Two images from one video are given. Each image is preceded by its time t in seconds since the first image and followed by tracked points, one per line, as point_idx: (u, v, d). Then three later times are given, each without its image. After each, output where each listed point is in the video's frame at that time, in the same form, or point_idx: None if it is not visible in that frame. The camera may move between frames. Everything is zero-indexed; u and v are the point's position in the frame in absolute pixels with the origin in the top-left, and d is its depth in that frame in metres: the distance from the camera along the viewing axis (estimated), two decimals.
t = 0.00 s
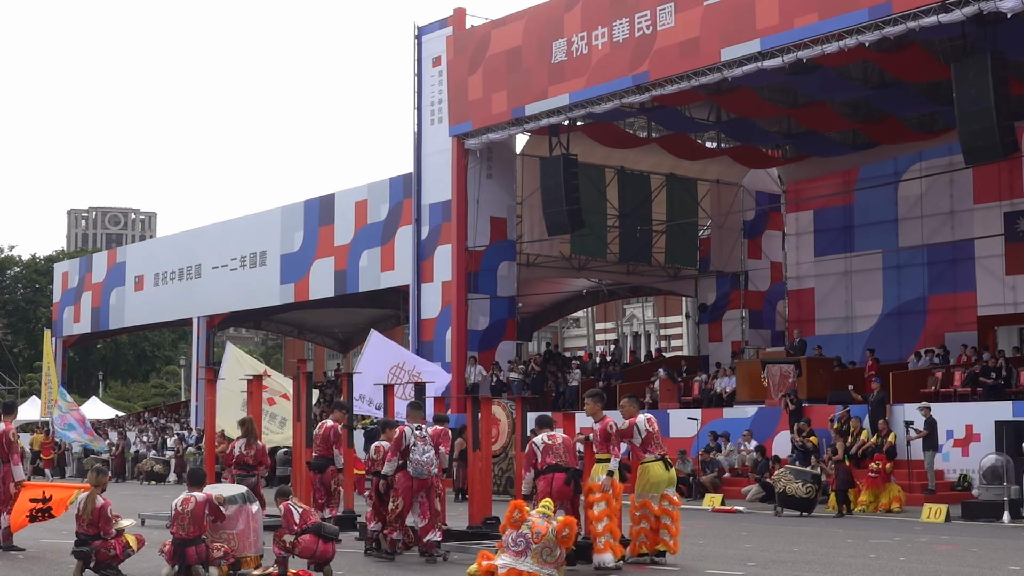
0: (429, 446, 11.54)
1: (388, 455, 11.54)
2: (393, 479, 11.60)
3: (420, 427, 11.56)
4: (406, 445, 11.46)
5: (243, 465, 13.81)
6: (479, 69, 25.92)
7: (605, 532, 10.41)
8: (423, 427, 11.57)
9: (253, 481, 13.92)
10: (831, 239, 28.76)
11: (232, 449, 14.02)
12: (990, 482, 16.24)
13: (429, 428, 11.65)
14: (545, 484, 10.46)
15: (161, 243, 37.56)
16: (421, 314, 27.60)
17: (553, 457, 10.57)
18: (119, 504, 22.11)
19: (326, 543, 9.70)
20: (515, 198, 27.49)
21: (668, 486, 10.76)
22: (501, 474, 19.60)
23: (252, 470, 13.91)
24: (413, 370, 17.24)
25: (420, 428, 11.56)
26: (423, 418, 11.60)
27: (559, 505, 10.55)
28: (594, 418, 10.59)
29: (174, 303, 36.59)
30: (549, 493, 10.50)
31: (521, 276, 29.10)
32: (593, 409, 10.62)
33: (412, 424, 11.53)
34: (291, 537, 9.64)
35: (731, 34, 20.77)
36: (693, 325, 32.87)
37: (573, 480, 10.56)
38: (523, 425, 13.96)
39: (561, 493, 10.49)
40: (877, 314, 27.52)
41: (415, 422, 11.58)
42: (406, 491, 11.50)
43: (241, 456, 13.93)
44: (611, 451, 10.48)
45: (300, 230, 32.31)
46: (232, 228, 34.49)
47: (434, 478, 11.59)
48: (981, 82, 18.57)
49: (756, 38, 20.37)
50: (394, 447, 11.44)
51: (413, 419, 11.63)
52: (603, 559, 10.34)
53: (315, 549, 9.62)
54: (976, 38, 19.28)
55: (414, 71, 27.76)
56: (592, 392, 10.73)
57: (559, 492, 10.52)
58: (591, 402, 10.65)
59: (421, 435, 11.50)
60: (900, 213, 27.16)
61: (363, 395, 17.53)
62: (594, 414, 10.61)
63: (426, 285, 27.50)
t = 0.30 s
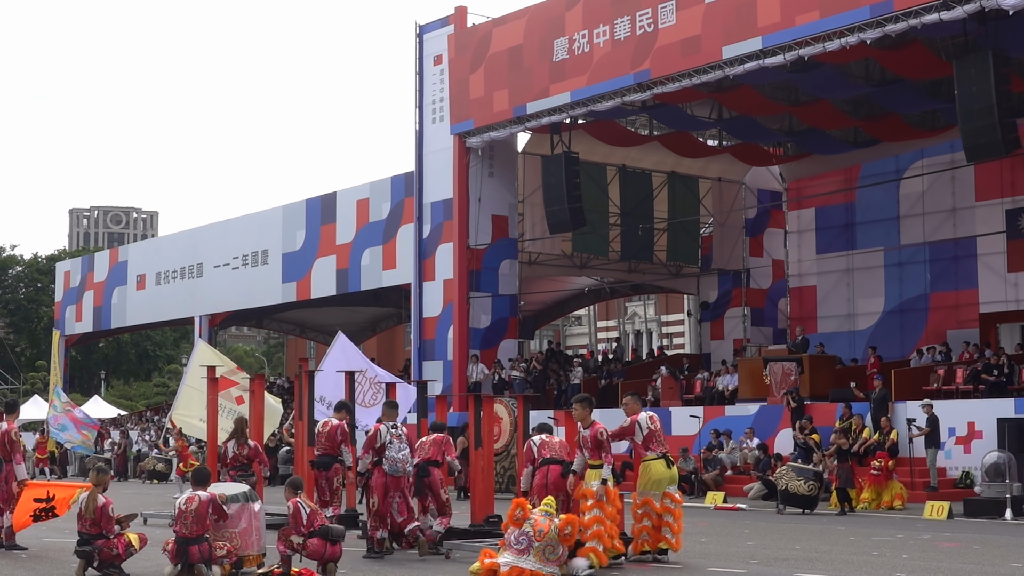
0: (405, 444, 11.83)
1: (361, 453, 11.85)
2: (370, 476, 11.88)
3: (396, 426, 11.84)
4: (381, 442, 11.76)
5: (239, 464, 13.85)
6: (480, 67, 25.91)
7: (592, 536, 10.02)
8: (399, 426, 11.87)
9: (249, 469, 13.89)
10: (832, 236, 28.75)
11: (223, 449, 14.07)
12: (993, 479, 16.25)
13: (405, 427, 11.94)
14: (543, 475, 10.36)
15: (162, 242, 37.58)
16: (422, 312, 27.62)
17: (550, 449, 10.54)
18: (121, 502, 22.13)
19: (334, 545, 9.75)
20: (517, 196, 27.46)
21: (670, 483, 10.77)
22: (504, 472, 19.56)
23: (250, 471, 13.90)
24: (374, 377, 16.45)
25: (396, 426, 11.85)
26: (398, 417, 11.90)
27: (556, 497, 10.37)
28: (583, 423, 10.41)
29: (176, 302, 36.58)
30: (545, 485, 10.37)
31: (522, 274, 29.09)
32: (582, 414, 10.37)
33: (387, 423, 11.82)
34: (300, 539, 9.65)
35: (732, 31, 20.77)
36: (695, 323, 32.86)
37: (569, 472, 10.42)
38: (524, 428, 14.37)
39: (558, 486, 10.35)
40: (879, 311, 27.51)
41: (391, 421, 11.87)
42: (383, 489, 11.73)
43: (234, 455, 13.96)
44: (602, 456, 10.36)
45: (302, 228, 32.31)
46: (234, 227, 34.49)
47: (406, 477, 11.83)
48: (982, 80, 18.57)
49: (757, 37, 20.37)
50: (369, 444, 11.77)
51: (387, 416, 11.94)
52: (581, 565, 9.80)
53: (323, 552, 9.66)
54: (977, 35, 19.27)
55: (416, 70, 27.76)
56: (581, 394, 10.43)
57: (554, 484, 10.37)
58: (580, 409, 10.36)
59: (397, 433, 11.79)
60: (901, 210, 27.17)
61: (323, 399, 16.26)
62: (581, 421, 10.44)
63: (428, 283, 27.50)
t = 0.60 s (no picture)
0: (384, 442, 11.89)
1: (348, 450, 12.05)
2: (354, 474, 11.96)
3: (379, 424, 11.91)
4: (362, 440, 11.88)
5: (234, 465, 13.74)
6: (481, 66, 25.92)
7: (592, 537, 9.91)
8: (382, 424, 11.91)
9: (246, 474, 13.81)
10: (834, 234, 28.73)
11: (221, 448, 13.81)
12: (995, 476, 16.23)
13: (389, 425, 11.98)
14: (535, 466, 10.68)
15: (164, 241, 37.58)
16: (424, 311, 27.63)
17: (541, 440, 10.87)
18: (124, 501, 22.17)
19: (342, 543, 9.76)
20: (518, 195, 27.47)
21: (672, 482, 10.75)
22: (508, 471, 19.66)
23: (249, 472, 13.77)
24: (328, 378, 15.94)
25: (379, 424, 11.92)
26: (383, 415, 11.93)
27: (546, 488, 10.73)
28: (569, 437, 10.18)
29: (179, 301, 36.58)
30: (536, 477, 10.71)
31: (524, 272, 29.05)
32: (565, 430, 10.18)
33: (369, 420, 11.90)
34: (307, 533, 9.70)
35: (732, 29, 20.77)
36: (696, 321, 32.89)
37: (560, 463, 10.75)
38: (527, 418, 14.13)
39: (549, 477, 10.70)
40: (881, 309, 27.50)
41: (374, 419, 11.94)
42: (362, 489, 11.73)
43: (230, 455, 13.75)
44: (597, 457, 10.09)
45: (304, 227, 32.31)
46: (235, 226, 34.50)
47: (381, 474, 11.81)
48: (984, 77, 18.57)
49: (758, 34, 20.36)
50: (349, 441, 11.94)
51: (372, 414, 12.01)
52: (584, 565, 9.83)
53: (331, 548, 9.67)
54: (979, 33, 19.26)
55: (417, 68, 27.77)
56: (558, 409, 10.27)
57: (547, 477, 10.70)
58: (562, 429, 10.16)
59: (377, 431, 11.86)
60: (903, 208, 27.16)
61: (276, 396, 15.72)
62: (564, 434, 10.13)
63: (429, 282, 27.49)
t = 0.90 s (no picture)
0: (366, 439, 11.46)
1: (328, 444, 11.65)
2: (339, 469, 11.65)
3: (363, 421, 11.56)
4: (345, 436, 11.55)
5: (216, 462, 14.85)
6: (483, 63, 25.92)
7: (597, 534, 9.90)
8: (367, 420, 11.56)
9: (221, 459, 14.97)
10: (837, 229, 28.70)
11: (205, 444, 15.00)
12: (998, 472, 16.22)
13: (375, 421, 11.62)
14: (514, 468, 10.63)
15: (167, 239, 37.60)
16: (426, 308, 27.62)
17: (520, 441, 10.76)
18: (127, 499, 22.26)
19: (343, 541, 9.64)
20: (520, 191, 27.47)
21: (675, 478, 10.76)
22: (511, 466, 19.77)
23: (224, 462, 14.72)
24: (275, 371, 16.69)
25: (363, 421, 11.58)
26: (371, 412, 11.55)
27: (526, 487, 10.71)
28: (562, 449, 10.02)
29: (181, 299, 36.62)
30: (517, 479, 10.68)
31: (527, 270, 28.91)
32: (556, 445, 10.00)
33: (355, 416, 11.56)
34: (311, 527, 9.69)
35: (734, 25, 20.74)
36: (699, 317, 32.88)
37: (540, 464, 10.72)
38: (531, 412, 14.02)
39: (529, 478, 10.67)
40: (884, 304, 27.48)
41: (360, 415, 11.59)
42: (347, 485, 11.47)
43: (215, 452, 14.92)
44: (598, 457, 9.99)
45: (306, 225, 32.32)
46: (237, 224, 34.51)
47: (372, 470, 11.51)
48: (986, 72, 18.55)
49: (760, 30, 20.34)
50: (336, 437, 11.59)
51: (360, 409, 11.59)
52: (587, 562, 9.80)
53: (331, 545, 9.57)
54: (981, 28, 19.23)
55: (418, 65, 27.77)
56: (545, 424, 10.09)
57: (527, 477, 10.68)
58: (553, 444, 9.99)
59: (360, 428, 11.49)
60: (906, 203, 27.14)
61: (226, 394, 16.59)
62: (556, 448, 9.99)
63: (431, 279, 27.47)
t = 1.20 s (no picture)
0: (350, 435, 12.31)
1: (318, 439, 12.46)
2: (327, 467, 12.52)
3: (348, 418, 12.39)
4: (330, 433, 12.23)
5: (210, 455, 13.34)
6: (486, 57, 25.90)
7: (596, 528, 9.95)
8: (352, 418, 12.39)
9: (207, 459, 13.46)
10: (841, 223, 28.69)
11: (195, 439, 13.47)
12: (1002, 465, 16.15)
13: (360, 418, 12.46)
14: (502, 458, 11.45)
15: (170, 234, 37.62)
16: (430, 302, 27.65)
17: (504, 432, 11.55)
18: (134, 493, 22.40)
19: (342, 539, 9.67)
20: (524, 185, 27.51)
21: (679, 471, 10.73)
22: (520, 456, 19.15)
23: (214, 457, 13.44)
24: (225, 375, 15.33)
25: (349, 418, 12.39)
26: (356, 411, 12.39)
27: (510, 477, 11.56)
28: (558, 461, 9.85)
29: (185, 294, 36.65)
30: (505, 469, 11.51)
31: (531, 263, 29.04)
32: (554, 457, 9.84)
33: (342, 415, 12.36)
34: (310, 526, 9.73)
35: (738, 18, 20.71)
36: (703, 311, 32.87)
37: (524, 457, 11.62)
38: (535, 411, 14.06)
39: (514, 469, 11.54)
40: (888, 297, 27.48)
41: (345, 413, 12.41)
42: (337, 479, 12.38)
43: (205, 446, 13.38)
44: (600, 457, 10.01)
45: (310, 219, 32.33)
46: (241, 218, 34.53)
47: (360, 463, 12.42)
48: (990, 65, 18.50)
49: (764, 23, 20.31)
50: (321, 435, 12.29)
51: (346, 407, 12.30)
52: (591, 556, 9.82)
53: (330, 543, 9.62)
54: (984, 20, 19.21)
55: (422, 59, 27.75)
56: (544, 436, 9.90)
57: (513, 468, 11.56)
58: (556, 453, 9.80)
59: (344, 425, 12.32)
60: (910, 196, 27.11)
61: (167, 391, 15.11)
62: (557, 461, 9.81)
63: (435, 273, 27.51)
